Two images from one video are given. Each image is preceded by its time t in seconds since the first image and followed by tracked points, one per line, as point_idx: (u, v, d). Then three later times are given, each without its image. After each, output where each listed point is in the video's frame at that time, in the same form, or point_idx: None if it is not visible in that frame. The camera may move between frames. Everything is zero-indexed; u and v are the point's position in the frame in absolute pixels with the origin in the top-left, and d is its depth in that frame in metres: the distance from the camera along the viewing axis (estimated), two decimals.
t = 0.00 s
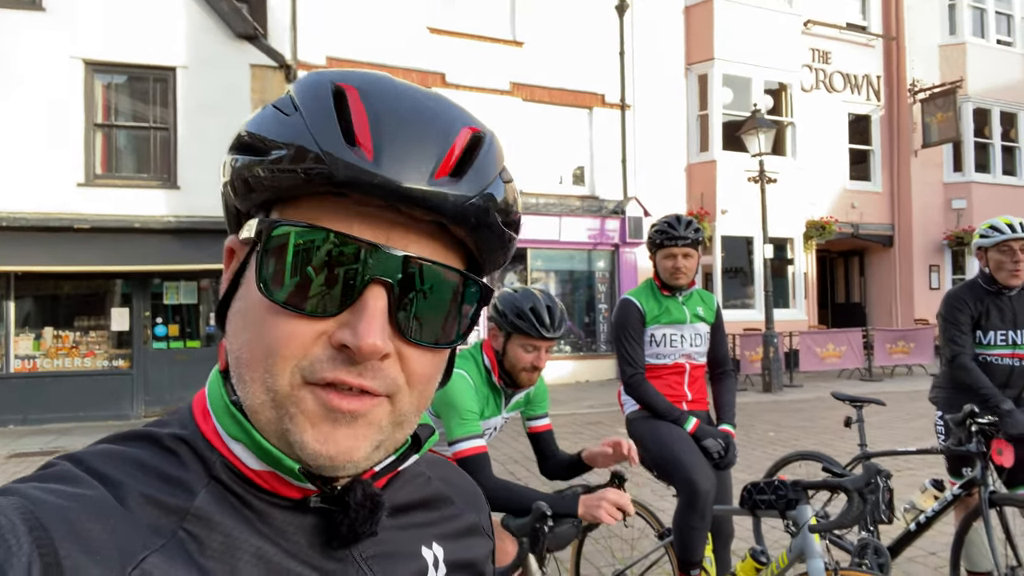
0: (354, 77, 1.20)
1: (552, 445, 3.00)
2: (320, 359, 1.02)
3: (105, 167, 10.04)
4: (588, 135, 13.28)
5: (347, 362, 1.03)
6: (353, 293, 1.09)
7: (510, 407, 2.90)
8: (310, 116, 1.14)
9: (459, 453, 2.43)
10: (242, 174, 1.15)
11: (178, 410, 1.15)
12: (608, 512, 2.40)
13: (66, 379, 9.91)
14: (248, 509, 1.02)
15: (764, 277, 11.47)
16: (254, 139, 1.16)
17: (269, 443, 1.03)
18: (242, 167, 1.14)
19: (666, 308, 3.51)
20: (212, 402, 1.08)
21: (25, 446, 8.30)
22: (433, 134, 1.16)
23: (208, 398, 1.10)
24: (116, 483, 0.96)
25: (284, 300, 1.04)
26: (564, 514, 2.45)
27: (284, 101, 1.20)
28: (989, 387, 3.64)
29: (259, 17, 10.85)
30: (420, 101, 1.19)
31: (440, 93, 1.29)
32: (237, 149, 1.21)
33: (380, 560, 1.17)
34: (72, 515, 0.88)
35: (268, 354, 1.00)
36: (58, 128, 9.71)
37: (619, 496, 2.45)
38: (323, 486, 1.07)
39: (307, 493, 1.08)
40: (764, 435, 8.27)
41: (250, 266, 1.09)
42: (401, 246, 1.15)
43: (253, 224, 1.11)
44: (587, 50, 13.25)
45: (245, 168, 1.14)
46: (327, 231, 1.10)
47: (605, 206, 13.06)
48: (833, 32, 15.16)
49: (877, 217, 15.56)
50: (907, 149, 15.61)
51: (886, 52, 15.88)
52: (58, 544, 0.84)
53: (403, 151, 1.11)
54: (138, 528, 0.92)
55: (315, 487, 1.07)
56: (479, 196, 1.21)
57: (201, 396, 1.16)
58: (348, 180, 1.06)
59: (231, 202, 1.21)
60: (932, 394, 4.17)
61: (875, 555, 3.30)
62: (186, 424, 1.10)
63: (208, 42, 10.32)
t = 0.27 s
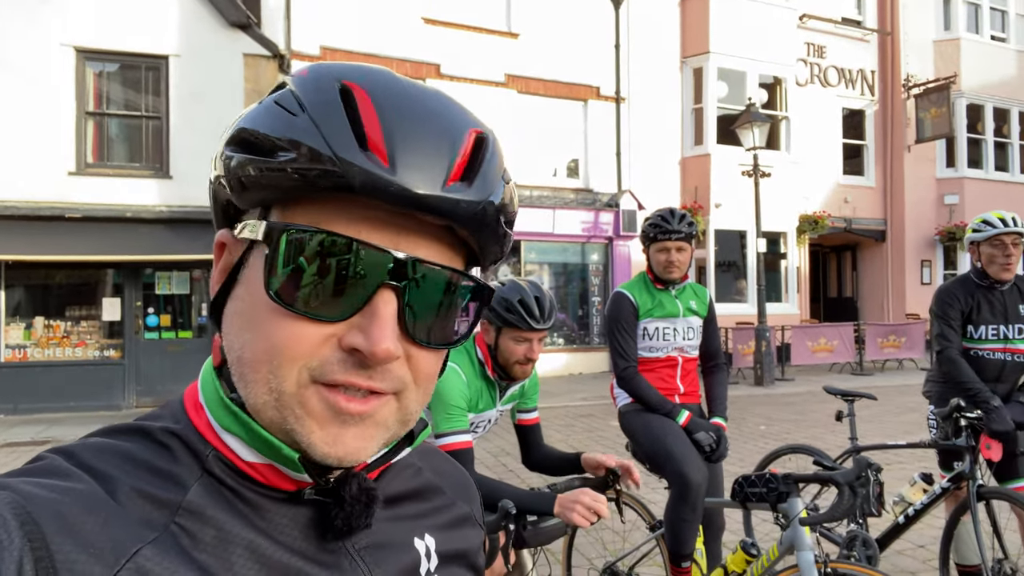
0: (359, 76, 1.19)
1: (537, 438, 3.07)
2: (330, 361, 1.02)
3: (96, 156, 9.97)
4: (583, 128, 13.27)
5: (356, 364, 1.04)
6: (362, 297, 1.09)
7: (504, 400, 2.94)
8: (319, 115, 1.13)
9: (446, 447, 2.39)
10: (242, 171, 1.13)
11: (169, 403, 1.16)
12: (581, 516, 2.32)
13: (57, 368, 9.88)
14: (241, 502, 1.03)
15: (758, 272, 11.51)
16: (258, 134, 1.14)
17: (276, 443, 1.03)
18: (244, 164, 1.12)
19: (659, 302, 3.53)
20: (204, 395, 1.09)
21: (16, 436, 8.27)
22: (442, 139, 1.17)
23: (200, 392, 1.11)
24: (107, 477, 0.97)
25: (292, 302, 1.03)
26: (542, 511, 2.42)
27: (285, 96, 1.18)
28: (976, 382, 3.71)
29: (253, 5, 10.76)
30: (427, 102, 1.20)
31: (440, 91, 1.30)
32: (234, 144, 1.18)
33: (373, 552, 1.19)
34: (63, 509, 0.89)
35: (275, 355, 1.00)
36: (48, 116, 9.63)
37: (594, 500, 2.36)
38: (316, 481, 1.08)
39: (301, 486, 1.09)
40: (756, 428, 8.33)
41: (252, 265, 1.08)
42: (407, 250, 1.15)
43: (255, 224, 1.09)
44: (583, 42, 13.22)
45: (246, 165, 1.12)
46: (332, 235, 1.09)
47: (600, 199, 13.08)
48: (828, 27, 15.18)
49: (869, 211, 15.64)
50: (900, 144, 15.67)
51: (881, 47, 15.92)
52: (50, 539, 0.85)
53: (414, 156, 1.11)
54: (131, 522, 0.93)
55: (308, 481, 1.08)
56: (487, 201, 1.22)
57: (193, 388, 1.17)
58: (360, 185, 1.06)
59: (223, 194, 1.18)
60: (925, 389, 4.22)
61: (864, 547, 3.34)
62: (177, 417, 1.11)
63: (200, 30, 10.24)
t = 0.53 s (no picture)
0: (368, 74, 1.13)
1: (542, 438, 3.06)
2: (395, 359, 1.03)
3: (99, 153, 9.98)
4: (586, 129, 13.26)
5: (418, 358, 1.06)
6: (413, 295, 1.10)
7: (506, 398, 2.92)
8: (353, 113, 1.06)
9: (445, 447, 2.38)
10: (268, 178, 1.02)
11: (164, 410, 1.15)
12: (574, 521, 2.34)
13: (57, 365, 9.88)
14: (241, 508, 1.03)
15: (760, 274, 11.50)
16: (279, 136, 1.03)
17: (339, 449, 1.02)
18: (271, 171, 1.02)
19: (660, 304, 3.52)
20: (202, 401, 1.08)
21: (15, 433, 8.27)
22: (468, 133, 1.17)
23: (196, 398, 1.10)
24: (103, 484, 0.97)
25: (351, 308, 1.00)
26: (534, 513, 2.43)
27: (291, 94, 1.06)
28: (965, 387, 3.66)
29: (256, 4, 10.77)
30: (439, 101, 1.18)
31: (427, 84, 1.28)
32: (240, 147, 1.05)
33: (374, 555, 1.19)
34: (60, 516, 0.88)
35: (342, 361, 0.98)
36: (51, 113, 9.64)
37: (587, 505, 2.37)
38: (319, 486, 1.08)
39: (302, 491, 1.09)
40: (756, 430, 8.32)
41: (287, 276, 1.00)
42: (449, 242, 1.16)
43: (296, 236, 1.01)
44: (585, 42, 13.21)
45: (267, 172, 1.02)
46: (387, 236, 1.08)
47: (602, 200, 13.07)
48: (832, 29, 15.17)
49: (872, 215, 15.63)
50: (903, 148, 15.65)
51: (884, 50, 15.92)
52: (47, 546, 0.84)
53: (459, 152, 1.12)
54: (128, 528, 0.92)
55: (310, 487, 1.08)
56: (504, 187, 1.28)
57: (188, 394, 1.16)
58: (424, 186, 1.05)
59: (207, 208, 1.07)
60: (925, 393, 4.21)
61: (862, 551, 3.34)
62: (173, 423, 1.10)
63: (203, 28, 10.25)
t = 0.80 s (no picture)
0: (357, 71, 1.13)
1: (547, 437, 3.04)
2: (423, 342, 1.08)
3: (103, 155, 10.02)
4: (589, 133, 13.27)
5: (441, 338, 1.12)
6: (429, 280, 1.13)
7: (508, 398, 2.92)
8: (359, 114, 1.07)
9: (452, 448, 2.35)
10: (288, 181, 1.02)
11: (158, 406, 1.15)
12: (569, 526, 2.33)
13: (61, 366, 9.92)
14: (240, 497, 1.02)
15: (763, 278, 11.48)
16: (294, 141, 1.02)
17: (370, 435, 1.06)
18: (289, 175, 1.01)
19: (661, 307, 3.52)
20: (197, 393, 1.08)
21: (19, 434, 8.30)
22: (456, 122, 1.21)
23: (192, 391, 1.10)
24: (101, 477, 0.97)
25: (380, 298, 1.04)
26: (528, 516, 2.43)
27: (295, 97, 1.06)
28: (960, 392, 3.66)
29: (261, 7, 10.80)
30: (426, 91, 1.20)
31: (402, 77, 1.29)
32: (245, 151, 1.03)
33: (374, 543, 1.19)
34: (56, 508, 0.89)
35: (377, 350, 1.03)
36: (57, 116, 9.70)
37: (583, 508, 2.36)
38: (320, 471, 1.07)
39: (302, 476, 1.09)
40: (758, 434, 8.30)
41: (313, 280, 1.02)
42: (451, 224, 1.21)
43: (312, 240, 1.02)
44: (589, 46, 13.23)
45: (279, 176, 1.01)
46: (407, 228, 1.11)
47: (605, 204, 13.05)
48: (836, 33, 15.17)
49: (876, 219, 15.60)
50: (907, 152, 15.62)
51: (889, 54, 15.88)
52: (44, 536, 0.85)
53: (465, 144, 1.17)
54: (125, 519, 0.93)
55: (312, 472, 1.07)
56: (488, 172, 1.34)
57: (183, 389, 1.16)
58: (446, 178, 1.10)
59: (205, 208, 1.04)
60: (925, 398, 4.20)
61: (864, 556, 3.32)
62: (169, 417, 1.10)
63: (208, 31, 10.29)
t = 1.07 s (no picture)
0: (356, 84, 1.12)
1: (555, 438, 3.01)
2: (428, 354, 1.08)
3: (103, 154, 10.01)
4: (589, 132, 13.26)
5: (446, 349, 1.11)
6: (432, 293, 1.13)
7: (513, 399, 2.90)
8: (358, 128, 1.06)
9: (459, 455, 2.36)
10: (292, 194, 1.01)
11: (162, 416, 1.14)
12: (566, 521, 2.31)
13: (61, 366, 9.91)
14: (245, 509, 1.02)
15: (763, 278, 11.46)
16: (298, 155, 1.02)
17: (374, 446, 1.05)
18: (293, 188, 1.01)
19: (662, 309, 3.51)
20: (202, 406, 1.07)
21: (19, 433, 8.29)
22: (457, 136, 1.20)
23: (196, 402, 1.09)
24: (106, 489, 0.97)
25: (384, 310, 1.04)
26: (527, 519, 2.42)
27: (300, 112, 1.05)
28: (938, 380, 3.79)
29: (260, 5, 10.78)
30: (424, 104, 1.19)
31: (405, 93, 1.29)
32: (251, 165, 1.02)
33: (381, 554, 1.18)
34: (60, 520, 0.88)
35: (381, 361, 1.02)
36: (57, 115, 9.69)
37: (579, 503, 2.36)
38: (328, 481, 1.07)
39: (308, 487, 1.08)
40: (759, 435, 8.30)
41: (317, 293, 1.02)
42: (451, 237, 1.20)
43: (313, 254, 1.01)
44: (588, 44, 13.21)
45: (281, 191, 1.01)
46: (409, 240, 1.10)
47: (605, 203, 13.03)
48: (836, 32, 15.16)
49: (876, 218, 15.59)
50: (908, 151, 15.60)
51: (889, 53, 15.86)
52: (48, 550, 0.84)
53: (467, 157, 1.16)
54: (130, 531, 0.92)
55: (319, 483, 1.07)
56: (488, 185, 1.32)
57: (188, 401, 1.15)
58: (449, 190, 1.10)
59: (208, 221, 1.03)
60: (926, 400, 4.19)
61: (865, 558, 3.33)
62: (173, 428, 1.09)
63: (208, 29, 10.27)
